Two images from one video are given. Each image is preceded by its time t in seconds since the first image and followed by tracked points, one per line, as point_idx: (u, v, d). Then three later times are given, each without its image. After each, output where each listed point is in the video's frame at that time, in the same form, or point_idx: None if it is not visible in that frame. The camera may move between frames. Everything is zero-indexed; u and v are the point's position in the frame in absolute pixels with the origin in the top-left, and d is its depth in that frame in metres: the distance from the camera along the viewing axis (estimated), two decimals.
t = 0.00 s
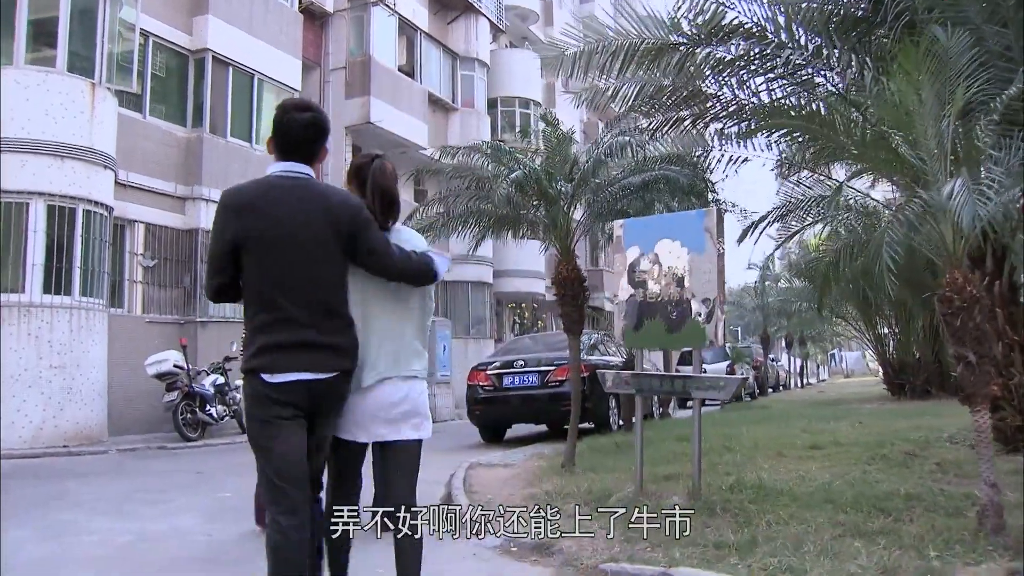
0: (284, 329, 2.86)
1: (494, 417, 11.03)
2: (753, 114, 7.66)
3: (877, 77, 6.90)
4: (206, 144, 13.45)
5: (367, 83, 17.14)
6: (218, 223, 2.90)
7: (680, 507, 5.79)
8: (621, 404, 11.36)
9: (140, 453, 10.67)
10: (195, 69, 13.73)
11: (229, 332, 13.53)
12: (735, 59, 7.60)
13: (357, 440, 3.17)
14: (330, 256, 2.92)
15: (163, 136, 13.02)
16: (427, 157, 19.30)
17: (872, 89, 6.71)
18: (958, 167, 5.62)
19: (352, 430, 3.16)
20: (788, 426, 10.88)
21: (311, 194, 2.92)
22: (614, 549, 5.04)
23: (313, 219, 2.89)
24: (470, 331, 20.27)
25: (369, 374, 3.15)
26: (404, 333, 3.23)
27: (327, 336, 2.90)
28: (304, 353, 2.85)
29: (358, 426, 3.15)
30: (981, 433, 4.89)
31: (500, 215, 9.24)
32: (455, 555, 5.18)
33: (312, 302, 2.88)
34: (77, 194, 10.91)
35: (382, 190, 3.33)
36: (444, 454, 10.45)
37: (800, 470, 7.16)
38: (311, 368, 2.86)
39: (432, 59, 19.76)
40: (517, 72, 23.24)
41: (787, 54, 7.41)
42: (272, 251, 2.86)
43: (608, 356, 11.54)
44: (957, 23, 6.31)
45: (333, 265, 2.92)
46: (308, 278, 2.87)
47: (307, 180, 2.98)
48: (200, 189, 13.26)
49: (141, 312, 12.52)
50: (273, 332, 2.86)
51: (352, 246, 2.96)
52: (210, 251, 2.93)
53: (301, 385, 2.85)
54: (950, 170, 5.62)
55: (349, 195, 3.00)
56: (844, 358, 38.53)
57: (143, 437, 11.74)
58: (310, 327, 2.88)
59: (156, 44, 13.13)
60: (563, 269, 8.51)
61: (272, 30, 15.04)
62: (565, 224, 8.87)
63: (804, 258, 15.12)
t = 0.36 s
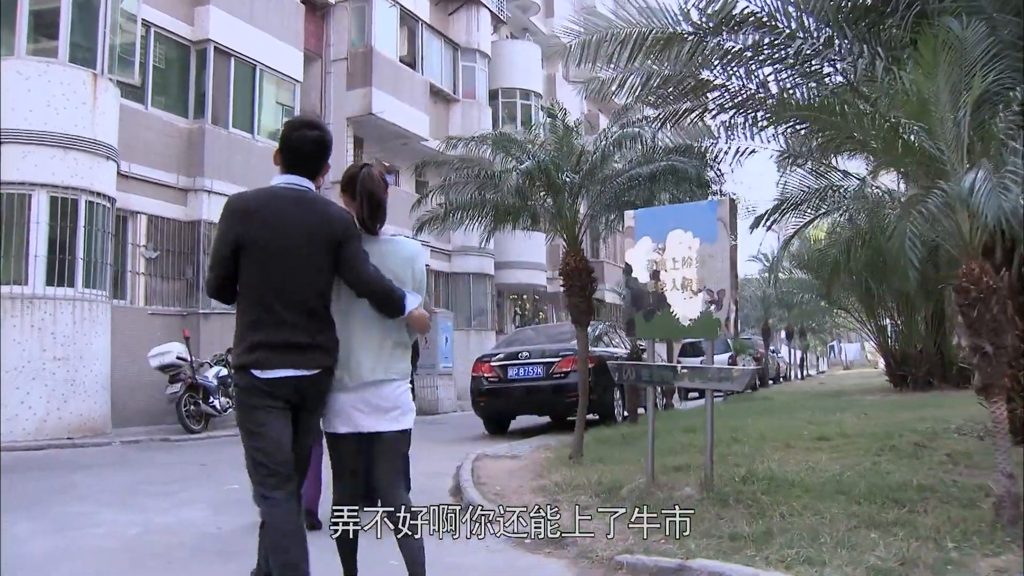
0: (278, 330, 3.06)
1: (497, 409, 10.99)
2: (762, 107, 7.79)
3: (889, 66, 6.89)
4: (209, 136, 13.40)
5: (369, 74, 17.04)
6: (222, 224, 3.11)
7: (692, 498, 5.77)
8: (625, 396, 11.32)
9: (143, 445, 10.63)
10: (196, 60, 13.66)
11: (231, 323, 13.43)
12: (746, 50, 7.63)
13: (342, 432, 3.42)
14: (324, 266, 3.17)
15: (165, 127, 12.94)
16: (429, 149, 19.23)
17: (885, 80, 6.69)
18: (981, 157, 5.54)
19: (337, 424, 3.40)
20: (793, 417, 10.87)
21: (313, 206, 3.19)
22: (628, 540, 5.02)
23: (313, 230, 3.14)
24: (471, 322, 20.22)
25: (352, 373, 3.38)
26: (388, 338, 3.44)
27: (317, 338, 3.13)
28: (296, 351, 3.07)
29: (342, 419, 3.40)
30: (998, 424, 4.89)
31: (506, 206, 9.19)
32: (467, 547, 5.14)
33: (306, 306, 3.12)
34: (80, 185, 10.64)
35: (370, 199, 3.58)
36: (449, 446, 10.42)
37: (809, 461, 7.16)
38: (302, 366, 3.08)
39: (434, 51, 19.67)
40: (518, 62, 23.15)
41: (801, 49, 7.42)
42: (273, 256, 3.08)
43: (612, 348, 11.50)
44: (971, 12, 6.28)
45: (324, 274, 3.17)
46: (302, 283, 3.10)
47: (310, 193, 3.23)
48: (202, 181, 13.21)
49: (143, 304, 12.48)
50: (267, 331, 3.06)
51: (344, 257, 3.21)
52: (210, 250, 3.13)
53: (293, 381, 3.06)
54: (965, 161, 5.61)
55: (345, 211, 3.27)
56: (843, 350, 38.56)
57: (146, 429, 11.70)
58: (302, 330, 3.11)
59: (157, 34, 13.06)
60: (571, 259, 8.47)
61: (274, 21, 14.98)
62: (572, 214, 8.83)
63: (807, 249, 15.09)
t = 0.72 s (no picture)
0: (260, 310, 3.28)
1: (496, 399, 10.95)
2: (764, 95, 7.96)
3: (894, 54, 6.90)
4: (205, 124, 13.31)
5: (365, 62, 16.93)
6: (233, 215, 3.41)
7: (701, 488, 5.76)
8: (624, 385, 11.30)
9: (141, 435, 10.55)
10: (193, 47, 13.54)
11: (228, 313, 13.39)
12: (749, 39, 7.64)
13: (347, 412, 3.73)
14: (318, 257, 3.36)
15: (161, 116, 12.84)
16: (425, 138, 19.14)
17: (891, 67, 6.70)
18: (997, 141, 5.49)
19: (338, 405, 3.71)
20: (792, 407, 10.89)
21: (311, 200, 3.39)
22: (637, 531, 5.01)
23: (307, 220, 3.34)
24: (467, 312, 20.18)
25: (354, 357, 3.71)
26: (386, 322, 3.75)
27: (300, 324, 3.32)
28: (275, 335, 3.26)
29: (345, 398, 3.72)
30: (1009, 413, 4.92)
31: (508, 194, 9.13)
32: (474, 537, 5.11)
33: (290, 293, 3.31)
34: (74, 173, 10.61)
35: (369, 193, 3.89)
36: (449, 436, 10.38)
37: (812, 450, 7.17)
38: (276, 345, 3.26)
39: (430, 39, 19.56)
40: (514, 51, 23.04)
41: (798, 43, 7.53)
42: (266, 241, 3.31)
43: (611, 337, 11.48)
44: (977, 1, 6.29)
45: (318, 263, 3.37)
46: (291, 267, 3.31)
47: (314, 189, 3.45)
48: (198, 170, 13.12)
49: (140, 293, 12.39)
50: (251, 309, 3.30)
51: (339, 252, 3.39)
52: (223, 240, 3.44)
53: (268, 362, 3.26)
54: (978, 149, 5.57)
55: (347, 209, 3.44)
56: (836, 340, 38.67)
57: (144, 419, 11.62)
58: (285, 316, 3.30)
59: (154, 21, 12.93)
60: (573, 248, 8.44)
61: (270, 9, 14.86)
62: (574, 203, 8.76)
63: (805, 239, 15.10)
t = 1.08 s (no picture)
0: (266, 316, 3.58)
1: (505, 394, 10.91)
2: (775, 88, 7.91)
3: (909, 46, 6.96)
4: (210, 118, 13.26)
5: (370, 56, 16.88)
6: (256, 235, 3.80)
7: (718, 482, 5.75)
8: (632, 379, 11.26)
9: (148, 430, 10.53)
10: (197, 42, 13.50)
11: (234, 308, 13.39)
12: (760, 32, 7.64)
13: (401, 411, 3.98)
14: (317, 262, 3.61)
15: (166, 110, 12.80)
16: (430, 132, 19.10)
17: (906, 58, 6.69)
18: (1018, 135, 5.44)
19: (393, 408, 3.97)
20: (802, 401, 10.86)
21: (311, 211, 3.67)
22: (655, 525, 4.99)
23: (307, 231, 3.61)
24: (472, 307, 20.14)
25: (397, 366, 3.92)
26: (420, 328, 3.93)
27: (299, 323, 3.57)
28: (274, 335, 3.54)
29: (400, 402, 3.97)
30: None
31: (517, 188, 9.09)
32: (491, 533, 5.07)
33: (287, 297, 3.59)
34: (80, 168, 10.65)
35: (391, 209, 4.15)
36: (457, 430, 10.34)
37: (826, 444, 7.16)
38: (264, 345, 3.55)
39: (434, 33, 19.49)
40: (518, 45, 22.98)
41: (809, 40, 7.52)
42: (271, 250, 3.65)
43: (619, 331, 11.44)
44: None
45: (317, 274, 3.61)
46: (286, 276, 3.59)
47: (324, 206, 3.72)
48: (204, 164, 13.08)
49: (146, 289, 12.36)
50: (254, 312, 3.63)
51: (335, 257, 3.62)
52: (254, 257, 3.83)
53: (268, 360, 3.55)
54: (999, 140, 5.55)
55: (348, 219, 3.66)
56: (838, 335, 38.69)
57: (151, 415, 11.58)
58: (284, 317, 3.57)
59: (158, 16, 12.89)
60: (583, 242, 8.40)
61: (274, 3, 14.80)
62: (585, 196, 8.73)
63: (812, 233, 15.05)
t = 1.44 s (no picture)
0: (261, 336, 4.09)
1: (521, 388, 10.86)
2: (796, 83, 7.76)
3: (932, 38, 6.78)
4: (224, 114, 13.24)
5: (382, 50, 16.85)
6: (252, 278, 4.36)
7: (741, 477, 5.71)
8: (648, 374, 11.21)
9: (163, 425, 10.53)
10: (211, 37, 13.49)
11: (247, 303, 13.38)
12: (780, 24, 7.63)
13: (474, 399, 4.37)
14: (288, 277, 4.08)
15: (180, 105, 12.80)
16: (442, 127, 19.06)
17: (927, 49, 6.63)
18: None
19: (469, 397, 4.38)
20: (819, 395, 10.80)
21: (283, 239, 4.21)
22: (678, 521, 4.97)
23: (279, 255, 4.14)
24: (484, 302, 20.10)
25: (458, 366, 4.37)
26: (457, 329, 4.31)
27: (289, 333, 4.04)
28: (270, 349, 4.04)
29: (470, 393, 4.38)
30: None
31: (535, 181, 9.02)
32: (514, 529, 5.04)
33: (273, 316, 4.09)
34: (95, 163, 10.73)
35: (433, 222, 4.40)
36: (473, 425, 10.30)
37: (847, 439, 7.11)
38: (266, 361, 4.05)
39: (447, 28, 19.46)
40: (529, 40, 22.91)
41: (829, 33, 7.48)
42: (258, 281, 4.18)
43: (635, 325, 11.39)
44: None
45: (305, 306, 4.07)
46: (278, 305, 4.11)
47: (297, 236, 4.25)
48: (218, 159, 13.08)
49: (160, 284, 12.36)
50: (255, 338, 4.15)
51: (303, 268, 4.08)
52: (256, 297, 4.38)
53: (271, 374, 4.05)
54: None
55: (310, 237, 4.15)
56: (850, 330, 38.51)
57: (166, 409, 11.58)
58: (274, 332, 4.06)
59: (172, 10, 12.89)
60: (602, 235, 8.36)
61: None
62: (603, 189, 8.70)
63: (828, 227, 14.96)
